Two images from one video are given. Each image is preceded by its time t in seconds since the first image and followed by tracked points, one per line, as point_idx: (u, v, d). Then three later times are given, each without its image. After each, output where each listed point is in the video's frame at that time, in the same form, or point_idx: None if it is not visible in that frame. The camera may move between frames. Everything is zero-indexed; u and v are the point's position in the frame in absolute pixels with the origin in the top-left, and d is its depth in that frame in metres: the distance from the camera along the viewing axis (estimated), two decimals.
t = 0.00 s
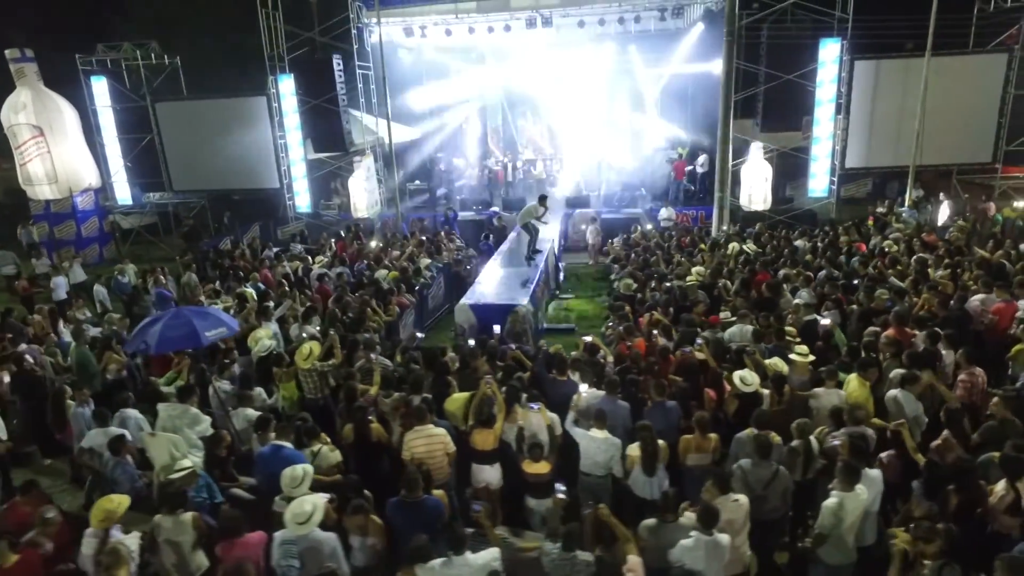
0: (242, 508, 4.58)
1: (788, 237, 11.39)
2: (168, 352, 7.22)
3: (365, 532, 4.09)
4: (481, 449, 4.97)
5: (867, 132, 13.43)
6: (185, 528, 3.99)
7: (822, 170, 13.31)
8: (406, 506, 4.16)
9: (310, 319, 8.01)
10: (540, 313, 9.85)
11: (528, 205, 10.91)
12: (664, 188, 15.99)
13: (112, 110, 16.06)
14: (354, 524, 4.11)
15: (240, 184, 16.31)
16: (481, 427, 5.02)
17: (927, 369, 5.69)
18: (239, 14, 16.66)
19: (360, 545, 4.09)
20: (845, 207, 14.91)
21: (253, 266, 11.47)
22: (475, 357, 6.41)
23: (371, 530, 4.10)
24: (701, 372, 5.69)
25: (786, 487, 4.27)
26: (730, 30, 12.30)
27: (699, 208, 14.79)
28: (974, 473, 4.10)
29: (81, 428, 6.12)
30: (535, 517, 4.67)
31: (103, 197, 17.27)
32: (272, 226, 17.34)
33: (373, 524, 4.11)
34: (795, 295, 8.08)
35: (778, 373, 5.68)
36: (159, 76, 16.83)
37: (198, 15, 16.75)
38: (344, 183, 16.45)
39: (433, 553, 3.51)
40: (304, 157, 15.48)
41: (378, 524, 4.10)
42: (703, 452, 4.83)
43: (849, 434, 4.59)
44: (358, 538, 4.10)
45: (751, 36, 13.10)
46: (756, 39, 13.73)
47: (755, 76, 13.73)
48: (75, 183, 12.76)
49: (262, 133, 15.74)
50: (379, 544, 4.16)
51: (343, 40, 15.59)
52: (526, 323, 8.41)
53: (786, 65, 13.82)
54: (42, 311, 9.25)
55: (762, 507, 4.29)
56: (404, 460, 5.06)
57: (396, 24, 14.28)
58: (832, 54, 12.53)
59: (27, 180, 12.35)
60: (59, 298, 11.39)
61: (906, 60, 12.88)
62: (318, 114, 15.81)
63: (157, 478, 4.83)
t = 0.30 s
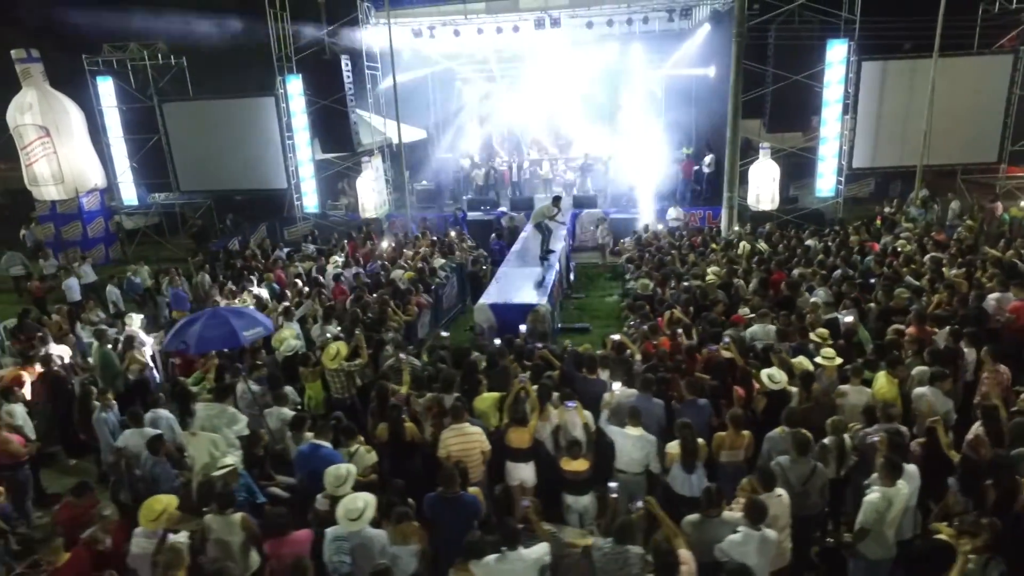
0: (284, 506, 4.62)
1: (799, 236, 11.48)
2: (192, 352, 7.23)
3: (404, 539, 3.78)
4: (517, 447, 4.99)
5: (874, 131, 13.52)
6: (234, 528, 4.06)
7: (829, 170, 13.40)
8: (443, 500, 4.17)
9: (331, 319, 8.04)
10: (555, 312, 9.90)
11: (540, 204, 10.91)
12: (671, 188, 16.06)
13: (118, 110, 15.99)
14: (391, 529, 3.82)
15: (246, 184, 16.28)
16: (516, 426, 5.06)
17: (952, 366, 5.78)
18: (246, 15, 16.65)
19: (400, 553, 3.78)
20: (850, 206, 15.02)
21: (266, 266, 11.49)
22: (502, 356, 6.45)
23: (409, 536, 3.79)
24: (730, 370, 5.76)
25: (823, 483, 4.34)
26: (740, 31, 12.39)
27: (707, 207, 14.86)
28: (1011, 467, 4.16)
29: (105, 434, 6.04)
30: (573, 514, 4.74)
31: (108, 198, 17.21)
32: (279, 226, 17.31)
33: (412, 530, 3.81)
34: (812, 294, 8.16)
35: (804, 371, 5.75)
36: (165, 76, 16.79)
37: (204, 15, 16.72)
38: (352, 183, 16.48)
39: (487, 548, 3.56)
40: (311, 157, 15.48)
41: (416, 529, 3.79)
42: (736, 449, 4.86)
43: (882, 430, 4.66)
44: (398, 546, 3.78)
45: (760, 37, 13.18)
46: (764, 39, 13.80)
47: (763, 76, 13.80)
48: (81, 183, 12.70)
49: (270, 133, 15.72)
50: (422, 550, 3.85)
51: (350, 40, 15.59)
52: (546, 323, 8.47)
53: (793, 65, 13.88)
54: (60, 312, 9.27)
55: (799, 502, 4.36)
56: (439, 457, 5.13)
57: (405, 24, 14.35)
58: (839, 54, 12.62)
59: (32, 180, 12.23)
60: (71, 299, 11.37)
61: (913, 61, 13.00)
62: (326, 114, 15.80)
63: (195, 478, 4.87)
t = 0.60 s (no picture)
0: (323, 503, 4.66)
1: (810, 235, 11.54)
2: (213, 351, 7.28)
3: (453, 543, 3.84)
4: (551, 444, 5.02)
5: (882, 131, 13.61)
6: (282, 526, 4.12)
7: (837, 170, 13.49)
8: (479, 493, 4.14)
9: (352, 318, 8.07)
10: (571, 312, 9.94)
11: (554, 204, 10.96)
12: (678, 187, 16.13)
13: (125, 110, 15.95)
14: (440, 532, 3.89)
15: (254, 184, 16.26)
16: (549, 422, 5.07)
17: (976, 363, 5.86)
18: (254, 16, 16.68)
19: (450, 556, 3.84)
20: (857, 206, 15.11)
21: (279, 265, 11.49)
22: (528, 354, 6.50)
23: (458, 540, 3.84)
24: (757, 368, 5.82)
25: (860, 477, 4.40)
26: (749, 32, 12.43)
27: (715, 207, 14.91)
28: None
29: (129, 437, 5.92)
30: (609, 510, 4.79)
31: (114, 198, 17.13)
32: (286, 226, 17.30)
33: (461, 534, 3.85)
34: (829, 293, 8.23)
35: (831, 368, 5.79)
36: (172, 76, 16.78)
37: (212, 16, 16.72)
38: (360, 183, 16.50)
39: (538, 541, 3.61)
40: (320, 157, 15.49)
41: (465, 532, 3.84)
42: (770, 445, 4.90)
43: (915, 426, 4.73)
44: (448, 551, 3.84)
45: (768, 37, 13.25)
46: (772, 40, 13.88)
47: (772, 76, 13.88)
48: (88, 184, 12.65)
49: (278, 133, 15.72)
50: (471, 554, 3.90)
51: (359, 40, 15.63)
52: (564, 321, 8.50)
53: (802, 65, 13.96)
54: (77, 312, 9.26)
55: (836, 496, 4.42)
56: (474, 454, 5.18)
57: (414, 24, 14.39)
58: (847, 55, 12.71)
59: (39, 181, 12.20)
60: (84, 300, 11.33)
61: (921, 61, 13.09)
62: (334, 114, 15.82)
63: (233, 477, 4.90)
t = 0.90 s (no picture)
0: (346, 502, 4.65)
1: (800, 232, 11.75)
2: (214, 351, 7.19)
3: (495, 547, 3.82)
4: (570, 440, 5.05)
5: (867, 130, 13.90)
6: (312, 527, 4.12)
7: (823, 168, 13.76)
8: (507, 489, 4.20)
9: (355, 319, 8.03)
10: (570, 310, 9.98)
11: (551, 202, 11.04)
12: (667, 186, 16.33)
13: (107, 111, 15.61)
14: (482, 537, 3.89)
15: (241, 185, 16.05)
16: (569, 418, 5.10)
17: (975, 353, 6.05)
18: (239, 15, 16.47)
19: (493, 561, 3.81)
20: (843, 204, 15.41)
21: (274, 267, 11.39)
22: (539, 351, 6.53)
23: (499, 544, 3.82)
24: (767, 362, 5.93)
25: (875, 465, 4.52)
26: (739, 33, 12.64)
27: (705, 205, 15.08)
28: None
29: (138, 442, 5.74)
30: (630, 503, 4.86)
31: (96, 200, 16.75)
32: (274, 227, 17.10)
33: (502, 538, 3.83)
34: (826, 288, 8.40)
35: (839, 361, 5.93)
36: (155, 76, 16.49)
37: (196, 15, 16.47)
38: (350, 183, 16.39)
39: (573, 533, 3.65)
40: (309, 157, 15.34)
41: (505, 537, 3.82)
42: (786, 437, 5.01)
43: (925, 415, 4.87)
44: (490, 555, 3.82)
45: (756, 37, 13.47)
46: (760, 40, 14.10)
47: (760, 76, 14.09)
48: (69, 185, 12.21)
49: (266, 133, 15.53)
50: (513, 560, 3.86)
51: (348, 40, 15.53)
52: (567, 319, 8.56)
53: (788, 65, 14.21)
54: (71, 315, 9.10)
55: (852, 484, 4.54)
56: (494, 451, 5.22)
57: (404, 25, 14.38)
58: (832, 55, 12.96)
59: (18, 183, 11.78)
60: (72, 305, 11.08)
61: (904, 61, 13.42)
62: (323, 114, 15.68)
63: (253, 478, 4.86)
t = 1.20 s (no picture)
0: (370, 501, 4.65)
1: (791, 230, 11.96)
2: (219, 353, 7.21)
3: (535, 547, 3.91)
4: (589, 435, 5.10)
5: (852, 128, 14.18)
6: (342, 525, 4.13)
7: (809, 166, 14.03)
8: (540, 485, 4.35)
9: (360, 319, 8.00)
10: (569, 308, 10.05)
11: (548, 201, 11.14)
12: (657, 185, 16.50)
13: (90, 111, 15.30)
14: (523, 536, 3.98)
15: (229, 186, 15.83)
16: (588, 414, 5.14)
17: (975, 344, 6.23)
18: (226, 14, 16.27)
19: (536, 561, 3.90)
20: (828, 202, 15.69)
21: (269, 268, 11.28)
22: (550, 348, 6.58)
23: (541, 545, 3.91)
24: (775, 356, 6.05)
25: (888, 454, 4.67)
26: (729, 34, 12.81)
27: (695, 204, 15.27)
28: None
29: (149, 446, 5.62)
30: (650, 496, 4.94)
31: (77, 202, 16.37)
32: (262, 228, 16.90)
33: (543, 539, 3.91)
34: (823, 283, 8.57)
35: (845, 354, 6.07)
36: (140, 75, 16.20)
37: (181, 14, 16.25)
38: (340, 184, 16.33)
39: (609, 526, 3.72)
40: (298, 158, 15.19)
41: (546, 539, 3.90)
42: (800, 428, 5.11)
43: (933, 406, 5.03)
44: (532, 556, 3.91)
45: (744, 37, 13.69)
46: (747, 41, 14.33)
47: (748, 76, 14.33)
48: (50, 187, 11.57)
49: (254, 133, 15.36)
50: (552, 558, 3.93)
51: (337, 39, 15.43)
52: (570, 317, 8.63)
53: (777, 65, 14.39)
54: (64, 319, 8.90)
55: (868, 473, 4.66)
56: (513, 448, 5.27)
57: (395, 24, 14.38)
58: (817, 56, 13.22)
59: None
60: (60, 309, 10.85)
61: (887, 62, 13.75)
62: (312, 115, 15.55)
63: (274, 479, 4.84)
